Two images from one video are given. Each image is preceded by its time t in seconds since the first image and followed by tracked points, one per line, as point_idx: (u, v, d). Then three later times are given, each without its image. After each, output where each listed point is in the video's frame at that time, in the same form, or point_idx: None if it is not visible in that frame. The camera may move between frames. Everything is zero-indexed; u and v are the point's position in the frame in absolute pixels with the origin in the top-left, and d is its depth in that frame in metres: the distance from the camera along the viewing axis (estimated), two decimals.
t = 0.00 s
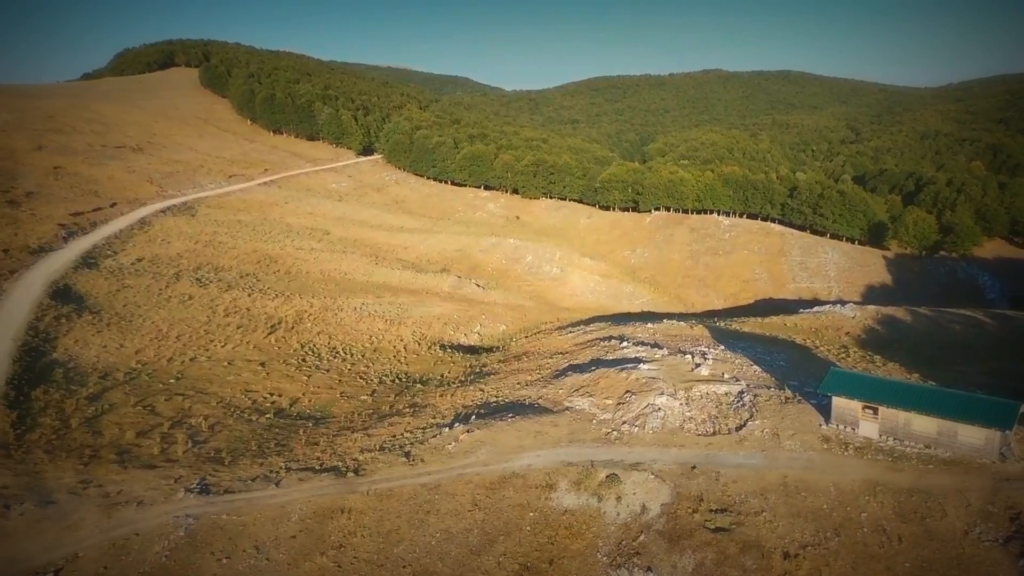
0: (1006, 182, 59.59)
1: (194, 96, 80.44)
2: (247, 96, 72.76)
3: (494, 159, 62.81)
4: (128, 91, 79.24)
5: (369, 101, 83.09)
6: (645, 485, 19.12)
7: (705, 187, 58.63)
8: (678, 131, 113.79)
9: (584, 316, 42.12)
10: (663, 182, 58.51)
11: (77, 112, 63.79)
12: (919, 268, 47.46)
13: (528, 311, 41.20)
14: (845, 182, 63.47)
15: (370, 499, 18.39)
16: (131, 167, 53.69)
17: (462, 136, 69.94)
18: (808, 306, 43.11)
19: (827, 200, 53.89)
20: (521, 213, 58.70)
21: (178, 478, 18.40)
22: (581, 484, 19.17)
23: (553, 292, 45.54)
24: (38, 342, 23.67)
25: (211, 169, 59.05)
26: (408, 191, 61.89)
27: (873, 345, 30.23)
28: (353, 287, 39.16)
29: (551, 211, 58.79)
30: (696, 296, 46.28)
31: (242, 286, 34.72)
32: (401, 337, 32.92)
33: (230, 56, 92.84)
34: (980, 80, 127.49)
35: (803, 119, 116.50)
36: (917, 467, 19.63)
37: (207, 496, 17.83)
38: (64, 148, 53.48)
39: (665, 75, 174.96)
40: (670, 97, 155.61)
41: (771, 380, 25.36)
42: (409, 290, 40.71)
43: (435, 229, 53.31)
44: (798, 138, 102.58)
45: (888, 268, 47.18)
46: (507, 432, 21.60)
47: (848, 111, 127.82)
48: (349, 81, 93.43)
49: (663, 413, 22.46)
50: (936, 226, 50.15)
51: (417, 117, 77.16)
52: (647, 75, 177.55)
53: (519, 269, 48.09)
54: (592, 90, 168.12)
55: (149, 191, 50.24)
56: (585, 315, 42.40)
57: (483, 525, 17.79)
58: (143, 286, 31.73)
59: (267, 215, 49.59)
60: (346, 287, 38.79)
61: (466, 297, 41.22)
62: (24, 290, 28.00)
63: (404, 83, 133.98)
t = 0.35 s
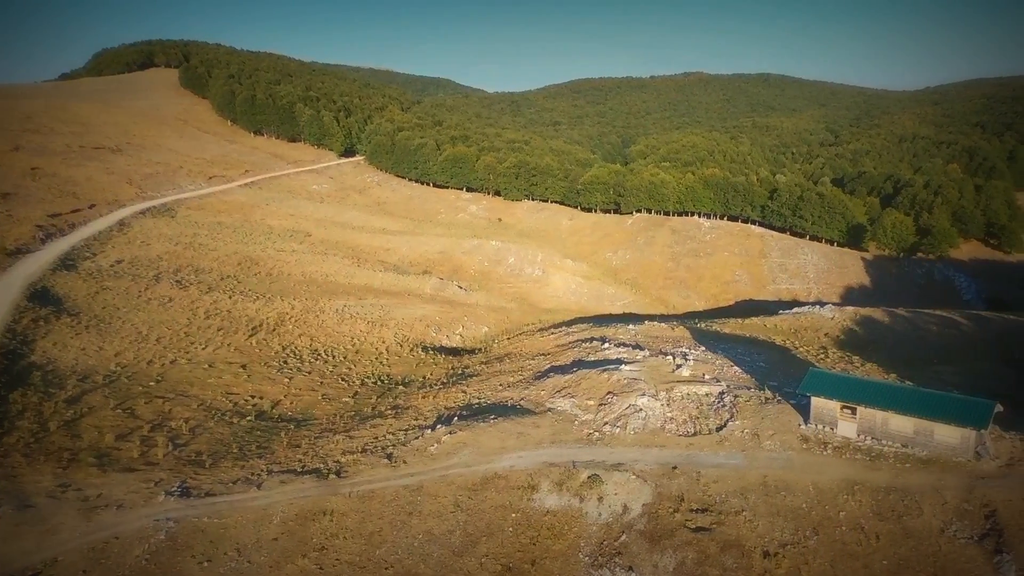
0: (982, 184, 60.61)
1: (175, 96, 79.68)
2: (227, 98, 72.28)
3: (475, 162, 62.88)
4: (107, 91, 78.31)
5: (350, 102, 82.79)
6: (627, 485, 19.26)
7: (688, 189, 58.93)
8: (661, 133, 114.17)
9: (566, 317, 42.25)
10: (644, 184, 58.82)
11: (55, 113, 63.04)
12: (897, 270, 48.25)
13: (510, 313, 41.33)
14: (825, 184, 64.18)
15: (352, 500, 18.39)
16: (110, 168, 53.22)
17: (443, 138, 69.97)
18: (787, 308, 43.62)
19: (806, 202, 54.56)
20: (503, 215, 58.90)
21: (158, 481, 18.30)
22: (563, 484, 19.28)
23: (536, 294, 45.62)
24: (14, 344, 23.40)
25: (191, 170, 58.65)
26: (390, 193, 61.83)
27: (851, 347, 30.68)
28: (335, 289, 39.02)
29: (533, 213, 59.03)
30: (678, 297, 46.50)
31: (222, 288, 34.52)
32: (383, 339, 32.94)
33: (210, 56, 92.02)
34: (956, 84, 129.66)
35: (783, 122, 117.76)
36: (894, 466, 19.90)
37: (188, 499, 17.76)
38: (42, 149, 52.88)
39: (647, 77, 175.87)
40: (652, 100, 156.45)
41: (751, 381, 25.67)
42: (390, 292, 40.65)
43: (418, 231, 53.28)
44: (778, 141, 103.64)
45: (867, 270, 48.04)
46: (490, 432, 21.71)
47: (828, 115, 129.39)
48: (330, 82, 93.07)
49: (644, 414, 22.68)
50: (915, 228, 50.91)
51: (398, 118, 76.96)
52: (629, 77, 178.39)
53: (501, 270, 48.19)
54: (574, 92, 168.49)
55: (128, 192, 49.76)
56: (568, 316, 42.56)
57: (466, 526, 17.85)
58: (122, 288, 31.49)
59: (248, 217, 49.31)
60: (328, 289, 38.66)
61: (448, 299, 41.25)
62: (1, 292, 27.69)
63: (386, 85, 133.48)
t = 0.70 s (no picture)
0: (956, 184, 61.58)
1: (154, 95, 78.84)
2: (205, 98, 71.75)
3: (455, 163, 62.91)
4: (84, 91, 77.31)
5: (330, 102, 82.41)
6: (607, 485, 19.38)
7: (668, 189, 59.24)
8: (642, 133, 114.62)
9: (546, 318, 42.35)
10: (622, 186, 59.07)
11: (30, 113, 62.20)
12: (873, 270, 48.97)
13: (490, 313, 41.43)
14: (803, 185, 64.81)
15: (332, 502, 18.38)
16: (86, 169, 52.68)
17: (423, 138, 69.96)
18: (765, 307, 44.01)
19: (785, 203, 55.11)
20: (483, 215, 58.94)
21: (136, 484, 18.19)
22: (543, 484, 19.39)
23: (516, 295, 45.68)
24: None
25: (169, 171, 58.20)
26: (369, 194, 61.67)
27: (829, 345, 31.09)
28: (314, 290, 38.89)
29: (512, 214, 59.17)
30: (658, 297, 46.71)
31: (201, 290, 34.30)
32: (363, 340, 32.92)
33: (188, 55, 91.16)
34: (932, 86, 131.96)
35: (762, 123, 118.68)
36: (871, 463, 20.16)
37: (167, 502, 17.66)
38: (16, 150, 52.15)
39: (627, 77, 176.55)
40: (632, 100, 157.05)
41: (730, 380, 25.99)
42: (370, 293, 40.59)
43: (398, 232, 53.21)
44: (757, 142, 104.41)
45: (844, 269, 48.79)
46: (471, 433, 21.83)
47: (807, 116, 130.71)
48: (310, 82, 92.65)
49: (624, 414, 22.95)
50: (891, 228, 51.70)
51: (378, 119, 76.88)
52: (609, 78, 178.97)
53: (482, 271, 48.23)
54: (555, 93, 168.58)
55: (104, 193, 49.20)
56: (548, 316, 42.70)
57: (446, 526, 17.89)
58: (99, 290, 31.21)
59: (226, 218, 48.98)
60: (307, 290, 38.54)
61: (428, 300, 41.26)
62: None
63: (365, 85, 132.91)
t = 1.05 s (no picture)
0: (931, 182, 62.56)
1: (130, 95, 77.93)
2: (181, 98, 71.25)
3: (433, 162, 63.00)
4: (58, 91, 76.26)
5: (307, 102, 82.19)
6: (586, 483, 19.52)
7: (647, 188, 59.70)
8: (619, 133, 115.12)
9: (524, 317, 42.44)
10: (599, 185, 59.47)
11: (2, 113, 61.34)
12: (848, 267, 49.58)
13: (468, 313, 41.51)
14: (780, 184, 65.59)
15: (311, 503, 18.35)
16: (60, 170, 52.17)
17: (401, 138, 69.92)
18: (742, 305, 44.36)
19: (762, 202, 55.72)
20: (461, 215, 58.97)
21: (113, 487, 18.05)
22: (522, 483, 19.46)
23: (495, 294, 45.72)
24: None
25: (145, 172, 57.68)
26: (348, 194, 61.48)
27: (806, 343, 31.45)
28: (292, 290, 38.73)
29: (490, 214, 59.31)
30: (637, 296, 46.90)
31: (176, 291, 34.04)
32: (342, 341, 32.88)
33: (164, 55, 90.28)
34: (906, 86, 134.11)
35: (740, 122, 119.60)
36: (848, 459, 20.40)
37: (144, 505, 17.55)
38: None
39: (605, 77, 177.30)
40: (611, 100, 157.61)
41: (708, 378, 26.26)
42: (347, 293, 40.49)
43: (375, 232, 53.15)
44: (734, 141, 105.20)
45: (820, 267, 49.40)
46: (449, 433, 21.91)
47: (784, 115, 132.01)
48: (286, 82, 92.16)
49: (603, 412, 23.15)
50: (865, 227, 52.55)
51: (355, 119, 76.87)
52: (587, 78, 179.58)
53: (460, 271, 48.29)
54: (534, 92, 168.55)
55: (78, 195, 48.63)
56: (525, 316, 42.82)
57: (426, 526, 17.90)
58: (73, 292, 30.89)
59: (203, 219, 48.64)
60: (285, 291, 38.40)
61: (406, 300, 41.25)
62: None
63: (343, 85, 132.37)
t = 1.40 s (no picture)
0: (898, 181, 64.32)
1: (97, 91, 75.75)
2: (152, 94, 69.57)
3: (412, 161, 62.67)
4: (21, 86, 73.77)
5: (283, 99, 81.02)
6: (567, 479, 19.70)
7: (625, 186, 60.30)
8: (597, 132, 115.87)
9: (505, 315, 42.48)
10: (578, 184, 59.93)
11: None
12: (821, 264, 50.70)
13: (448, 312, 41.42)
14: (754, 182, 66.81)
15: (290, 505, 18.17)
16: (24, 168, 50.54)
17: (379, 136, 69.36)
18: (718, 302, 45.08)
19: (736, 200, 56.73)
20: (441, 214, 58.75)
21: (84, 493, 17.61)
22: (504, 480, 19.54)
23: (475, 293, 45.69)
24: None
25: (114, 170, 56.19)
26: (325, 192, 60.76)
27: (780, 338, 32.15)
28: (269, 290, 38.19)
29: (469, 212, 59.20)
30: (616, 294, 47.34)
31: (149, 292, 33.30)
32: (321, 341, 32.54)
33: (133, 51, 87.96)
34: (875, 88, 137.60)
35: (715, 122, 121.36)
36: (820, 450, 20.96)
37: (116, 510, 17.16)
38: None
39: (583, 77, 178.22)
40: (588, 99, 158.36)
41: (686, 374, 26.72)
42: (326, 292, 40.07)
43: (354, 231, 52.67)
44: (710, 140, 106.65)
45: (793, 264, 50.50)
46: (430, 432, 21.90)
47: (757, 115, 134.28)
48: (261, 79, 90.70)
49: (583, 408, 23.38)
50: (836, 225, 53.86)
51: (333, 117, 76.01)
52: (565, 77, 180.24)
53: (440, 270, 48.14)
54: (511, 91, 168.41)
55: (44, 194, 47.19)
56: (506, 314, 42.89)
57: (407, 525, 17.88)
58: (40, 294, 30.01)
59: (176, 218, 47.61)
60: (261, 291, 37.83)
61: (386, 299, 40.98)
62: None
63: (318, 83, 130.59)
